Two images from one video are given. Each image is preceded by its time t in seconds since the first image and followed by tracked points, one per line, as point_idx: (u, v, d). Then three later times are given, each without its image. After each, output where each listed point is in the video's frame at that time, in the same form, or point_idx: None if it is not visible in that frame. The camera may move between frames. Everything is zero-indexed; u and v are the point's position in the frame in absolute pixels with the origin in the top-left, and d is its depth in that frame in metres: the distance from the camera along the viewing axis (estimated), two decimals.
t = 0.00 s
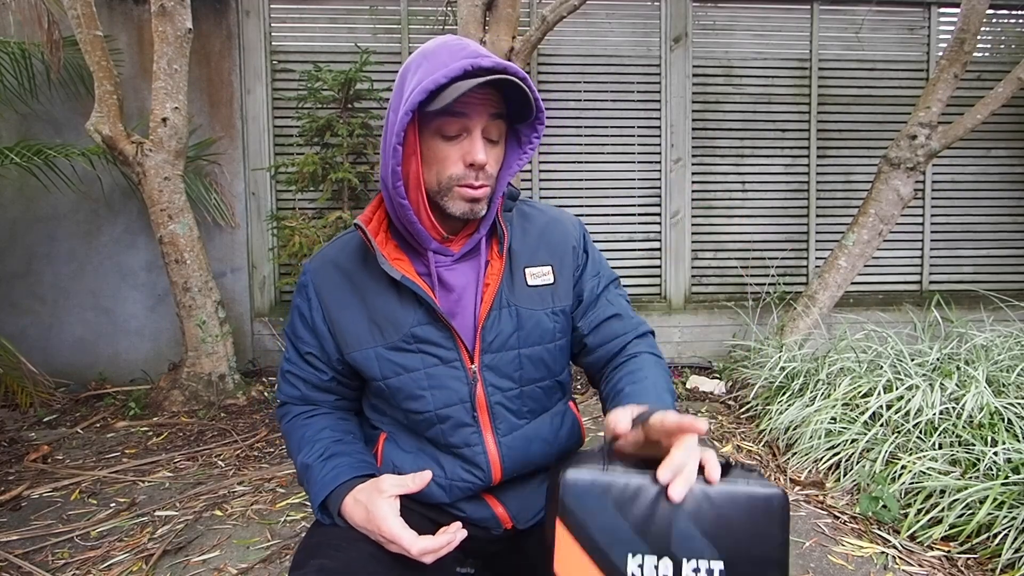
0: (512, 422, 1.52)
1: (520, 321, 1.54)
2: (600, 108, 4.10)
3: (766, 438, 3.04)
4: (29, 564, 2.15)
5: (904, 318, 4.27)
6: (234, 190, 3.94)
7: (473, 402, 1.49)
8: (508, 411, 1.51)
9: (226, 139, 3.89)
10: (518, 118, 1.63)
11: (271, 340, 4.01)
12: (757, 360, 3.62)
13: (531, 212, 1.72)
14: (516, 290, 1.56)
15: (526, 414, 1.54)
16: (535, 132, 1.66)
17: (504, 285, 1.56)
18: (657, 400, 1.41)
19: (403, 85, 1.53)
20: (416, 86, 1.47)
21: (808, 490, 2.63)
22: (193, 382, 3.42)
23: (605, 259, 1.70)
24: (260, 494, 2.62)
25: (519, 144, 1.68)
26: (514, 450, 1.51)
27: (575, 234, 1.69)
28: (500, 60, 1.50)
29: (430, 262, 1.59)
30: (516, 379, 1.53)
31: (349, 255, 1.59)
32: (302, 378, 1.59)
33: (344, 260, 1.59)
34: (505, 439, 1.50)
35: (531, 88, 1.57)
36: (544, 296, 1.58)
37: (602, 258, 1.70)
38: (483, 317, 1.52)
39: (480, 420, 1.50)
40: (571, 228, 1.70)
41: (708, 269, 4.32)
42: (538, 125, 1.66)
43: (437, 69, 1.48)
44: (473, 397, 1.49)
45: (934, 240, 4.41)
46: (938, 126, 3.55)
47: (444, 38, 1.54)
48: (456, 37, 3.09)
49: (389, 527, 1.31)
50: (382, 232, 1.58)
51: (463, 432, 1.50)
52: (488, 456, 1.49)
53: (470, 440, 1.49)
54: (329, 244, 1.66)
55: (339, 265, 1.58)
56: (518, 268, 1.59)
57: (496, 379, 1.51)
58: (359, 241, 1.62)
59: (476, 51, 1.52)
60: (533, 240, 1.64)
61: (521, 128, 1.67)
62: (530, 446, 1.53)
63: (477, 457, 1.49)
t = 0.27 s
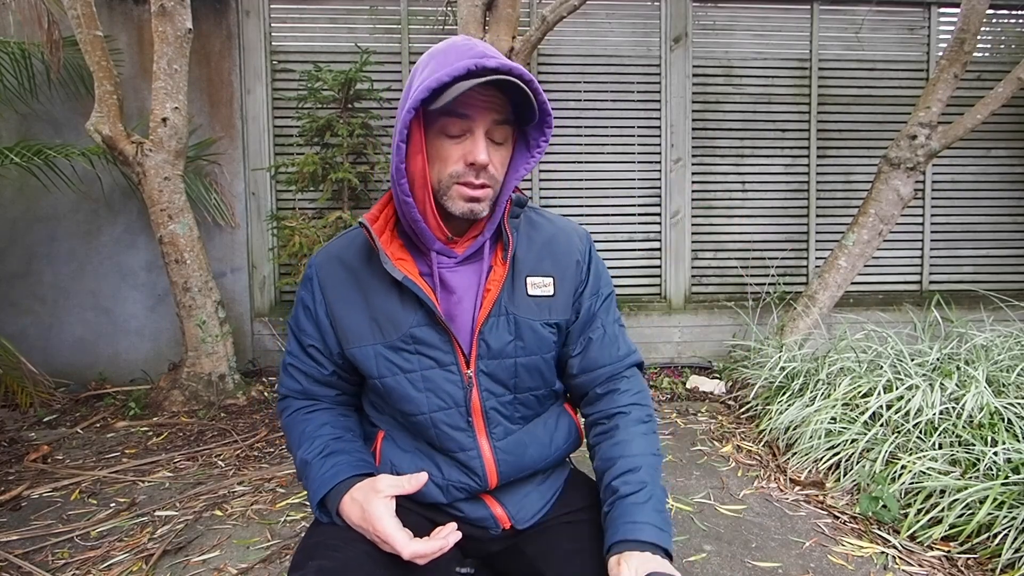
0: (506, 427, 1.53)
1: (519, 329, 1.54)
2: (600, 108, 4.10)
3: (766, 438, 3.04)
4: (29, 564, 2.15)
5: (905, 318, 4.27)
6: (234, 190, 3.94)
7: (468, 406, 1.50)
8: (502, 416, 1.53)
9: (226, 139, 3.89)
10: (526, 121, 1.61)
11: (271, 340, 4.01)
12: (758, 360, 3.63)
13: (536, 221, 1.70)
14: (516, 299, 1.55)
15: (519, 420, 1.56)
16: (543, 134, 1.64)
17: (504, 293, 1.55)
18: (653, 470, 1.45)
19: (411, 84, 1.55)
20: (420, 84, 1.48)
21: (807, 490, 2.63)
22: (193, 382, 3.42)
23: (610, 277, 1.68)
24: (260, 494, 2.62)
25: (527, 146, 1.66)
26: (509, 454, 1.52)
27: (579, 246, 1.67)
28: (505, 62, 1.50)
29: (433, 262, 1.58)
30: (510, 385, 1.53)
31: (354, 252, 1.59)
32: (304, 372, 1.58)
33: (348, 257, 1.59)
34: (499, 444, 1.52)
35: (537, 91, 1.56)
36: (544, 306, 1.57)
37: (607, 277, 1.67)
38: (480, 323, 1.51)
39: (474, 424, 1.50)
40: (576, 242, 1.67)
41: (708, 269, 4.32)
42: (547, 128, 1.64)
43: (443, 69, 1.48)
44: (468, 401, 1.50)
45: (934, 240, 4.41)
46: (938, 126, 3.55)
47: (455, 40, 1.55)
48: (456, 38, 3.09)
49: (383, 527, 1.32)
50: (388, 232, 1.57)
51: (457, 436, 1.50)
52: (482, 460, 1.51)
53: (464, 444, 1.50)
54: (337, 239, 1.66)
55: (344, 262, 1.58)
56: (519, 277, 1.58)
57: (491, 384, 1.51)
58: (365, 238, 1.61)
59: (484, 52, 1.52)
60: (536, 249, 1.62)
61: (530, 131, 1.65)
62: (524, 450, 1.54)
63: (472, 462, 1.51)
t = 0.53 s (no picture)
0: (518, 426, 1.53)
1: (531, 326, 1.55)
2: (600, 108, 4.10)
3: (766, 438, 3.04)
4: (29, 564, 2.15)
5: (905, 318, 4.27)
6: (234, 190, 3.94)
7: (481, 404, 1.50)
8: (514, 416, 1.53)
9: (226, 139, 3.89)
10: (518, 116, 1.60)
11: (271, 340, 4.01)
12: (758, 360, 3.63)
13: (542, 217, 1.72)
14: (528, 296, 1.57)
15: (530, 418, 1.56)
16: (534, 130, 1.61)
17: (516, 291, 1.56)
18: (652, 423, 1.52)
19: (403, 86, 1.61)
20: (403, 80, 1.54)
21: (807, 490, 2.63)
22: (193, 382, 3.42)
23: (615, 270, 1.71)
24: (260, 494, 2.62)
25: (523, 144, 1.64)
26: (519, 454, 1.53)
27: (585, 242, 1.69)
28: (483, 51, 1.51)
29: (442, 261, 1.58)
30: (523, 384, 1.53)
31: (362, 254, 1.59)
32: (311, 377, 1.57)
33: (356, 258, 1.59)
34: (511, 443, 1.52)
35: (519, 80, 1.55)
36: (555, 304, 1.59)
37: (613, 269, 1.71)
38: (494, 321, 1.52)
39: (487, 423, 1.50)
40: (582, 236, 1.70)
41: (708, 270, 4.32)
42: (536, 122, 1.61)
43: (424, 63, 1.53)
44: (481, 399, 1.49)
45: (934, 240, 4.41)
46: (938, 126, 3.55)
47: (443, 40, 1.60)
48: (456, 38, 3.09)
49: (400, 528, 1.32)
50: (397, 231, 1.58)
51: (469, 434, 1.50)
52: (493, 459, 1.51)
53: (476, 442, 1.50)
54: (342, 241, 1.66)
55: (351, 263, 1.58)
56: (529, 275, 1.59)
57: (505, 383, 1.52)
58: (372, 239, 1.61)
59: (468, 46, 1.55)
60: (545, 246, 1.64)
61: (524, 127, 1.63)
62: (533, 450, 1.55)
63: (483, 460, 1.51)
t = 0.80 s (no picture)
0: (523, 427, 1.54)
1: (537, 326, 1.56)
2: (600, 108, 4.10)
3: (766, 438, 3.04)
4: (29, 564, 2.15)
5: (905, 318, 4.27)
6: (234, 190, 3.94)
7: (487, 404, 1.50)
8: (519, 416, 1.53)
9: (226, 139, 3.89)
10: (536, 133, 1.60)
11: (271, 340, 4.01)
12: (757, 360, 3.63)
13: (543, 219, 1.74)
14: (533, 296, 1.58)
15: (537, 420, 1.57)
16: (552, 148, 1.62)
17: (522, 291, 1.57)
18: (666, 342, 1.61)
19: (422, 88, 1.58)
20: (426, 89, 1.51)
21: (807, 490, 2.63)
22: (193, 382, 3.42)
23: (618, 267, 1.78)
24: (260, 494, 2.62)
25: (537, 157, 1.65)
26: (523, 454, 1.53)
27: (585, 240, 1.73)
28: (511, 71, 1.50)
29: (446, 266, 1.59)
30: (529, 385, 1.54)
31: (364, 258, 1.58)
32: (312, 380, 1.58)
33: (356, 261, 1.58)
34: (516, 444, 1.52)
35: (542, 100, 1.55)
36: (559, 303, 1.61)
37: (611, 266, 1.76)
38: (501, 321, 1.53)
39: (492, 423, 1.51)
40: (581, 235, 1.73)
41: (708, 270, 4.32)
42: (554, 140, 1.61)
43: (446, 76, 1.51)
44: (487, 400, 1.50)
45: (934, 240, 4.41)
46: (938, 126, 3.55)
47: (467, 45, 1.57)
48: (457, 38, 3.09)
49: (399, 523, 1.29)
50: (399, 236, 1.58)
51: (475, 434, 1.51)
52: (498, 460, 1.51)
53: (481, 442, 1.50)
54: (341, 244, 1.65)
55: (352, 266, 1.58)
56: (534, 275, 1.60)
57: (511, 384, 1.52)
58: (373, 243, 1.61)
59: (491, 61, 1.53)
60: (548, 247, 1.66)
61: (540, 141, 1.64)
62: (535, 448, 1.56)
63: (488, 460, 1.51)
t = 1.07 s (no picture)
0: (523, 431, 1.54)
1: (536, 330, 1.56)
2: (600, 108, 4.10)
3: (766, 438, 3.04)
4: (29, 563, 2.15)
5: (905, 319, 4.27)
6: (234, 190, 3.94)
7: (485, 409, 1.50)
8: (518, 420, 1.53)
9: (226, 139, 3.89)
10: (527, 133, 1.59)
11: (271, 340, 4.01)
12: (757, 360, 3.63)
13: (546, 219, 1.74)
14: (532, 299, 1.58)
15: (537, 424, 1.57)
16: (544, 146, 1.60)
17: (520, 295, 1.57)
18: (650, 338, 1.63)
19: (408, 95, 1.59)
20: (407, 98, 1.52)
21: (807, 490, 2.63)
22: (193, 382, 3.42)
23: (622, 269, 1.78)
24: (260, 494, 2.62)
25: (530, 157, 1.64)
26: (522, 458, 1.54)
27: (588, 240, 1.72)
28: (489, 72, 1.50)
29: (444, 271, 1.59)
30: (529, 389, 1.54)
31: (364, 259, 1.59)
32: (312, 378, 1.56)
33: (357, 262, 1.59)
34: (515, 448, 1.53)
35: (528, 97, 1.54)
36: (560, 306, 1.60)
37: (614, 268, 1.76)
38: (499, 324, 1.53)
39: (491, 428, 1.51)
40: (585, 237, 1.73)
41: (708, 270, 4.32)
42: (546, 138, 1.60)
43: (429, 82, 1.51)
44: (485, 405, 1.50)
45: (934, 240, 4.41)
46: (938, 126, 3.55)
47: (449, 46, 1.57)
48: (457, 38, 3.09)
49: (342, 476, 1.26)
50: (397, 240, 1.58)
51: (473, 439, 1.51)
52: (497, 464, 1.51)
53: (480, 447, 1.51)
54: (342, 245, 1.66)
55: (352, 267, 1.58)
56: (534, 278, 1.60)
57: (509, 388, 1.52)
58: (374, 245, 1.61)
59: (473, 62, 1.53)
60: (549, 249, 1.66)
61: (532, 140, 1.63)
62: (536, 452, 1.56)
63: (487, 465, 1.51)
